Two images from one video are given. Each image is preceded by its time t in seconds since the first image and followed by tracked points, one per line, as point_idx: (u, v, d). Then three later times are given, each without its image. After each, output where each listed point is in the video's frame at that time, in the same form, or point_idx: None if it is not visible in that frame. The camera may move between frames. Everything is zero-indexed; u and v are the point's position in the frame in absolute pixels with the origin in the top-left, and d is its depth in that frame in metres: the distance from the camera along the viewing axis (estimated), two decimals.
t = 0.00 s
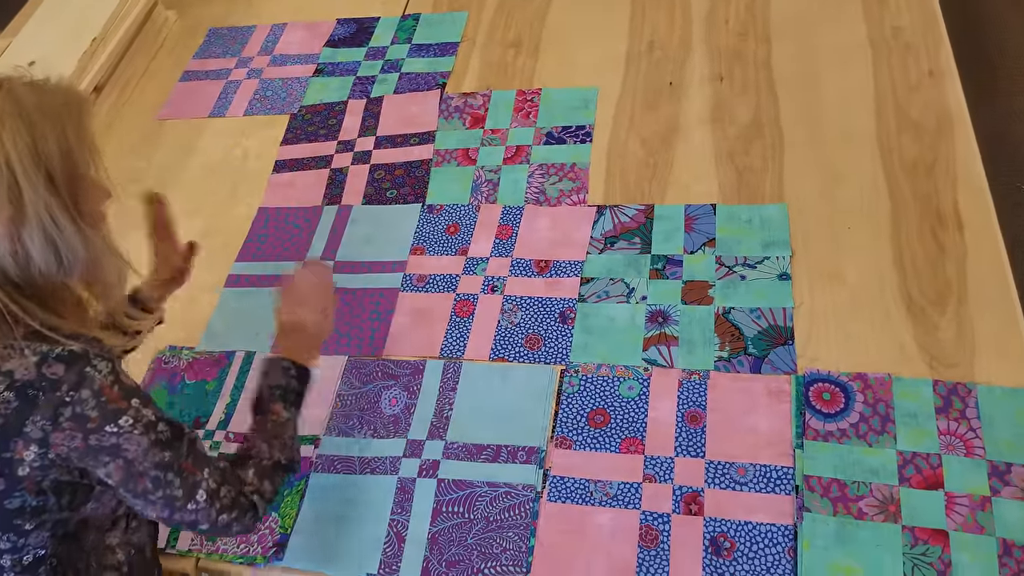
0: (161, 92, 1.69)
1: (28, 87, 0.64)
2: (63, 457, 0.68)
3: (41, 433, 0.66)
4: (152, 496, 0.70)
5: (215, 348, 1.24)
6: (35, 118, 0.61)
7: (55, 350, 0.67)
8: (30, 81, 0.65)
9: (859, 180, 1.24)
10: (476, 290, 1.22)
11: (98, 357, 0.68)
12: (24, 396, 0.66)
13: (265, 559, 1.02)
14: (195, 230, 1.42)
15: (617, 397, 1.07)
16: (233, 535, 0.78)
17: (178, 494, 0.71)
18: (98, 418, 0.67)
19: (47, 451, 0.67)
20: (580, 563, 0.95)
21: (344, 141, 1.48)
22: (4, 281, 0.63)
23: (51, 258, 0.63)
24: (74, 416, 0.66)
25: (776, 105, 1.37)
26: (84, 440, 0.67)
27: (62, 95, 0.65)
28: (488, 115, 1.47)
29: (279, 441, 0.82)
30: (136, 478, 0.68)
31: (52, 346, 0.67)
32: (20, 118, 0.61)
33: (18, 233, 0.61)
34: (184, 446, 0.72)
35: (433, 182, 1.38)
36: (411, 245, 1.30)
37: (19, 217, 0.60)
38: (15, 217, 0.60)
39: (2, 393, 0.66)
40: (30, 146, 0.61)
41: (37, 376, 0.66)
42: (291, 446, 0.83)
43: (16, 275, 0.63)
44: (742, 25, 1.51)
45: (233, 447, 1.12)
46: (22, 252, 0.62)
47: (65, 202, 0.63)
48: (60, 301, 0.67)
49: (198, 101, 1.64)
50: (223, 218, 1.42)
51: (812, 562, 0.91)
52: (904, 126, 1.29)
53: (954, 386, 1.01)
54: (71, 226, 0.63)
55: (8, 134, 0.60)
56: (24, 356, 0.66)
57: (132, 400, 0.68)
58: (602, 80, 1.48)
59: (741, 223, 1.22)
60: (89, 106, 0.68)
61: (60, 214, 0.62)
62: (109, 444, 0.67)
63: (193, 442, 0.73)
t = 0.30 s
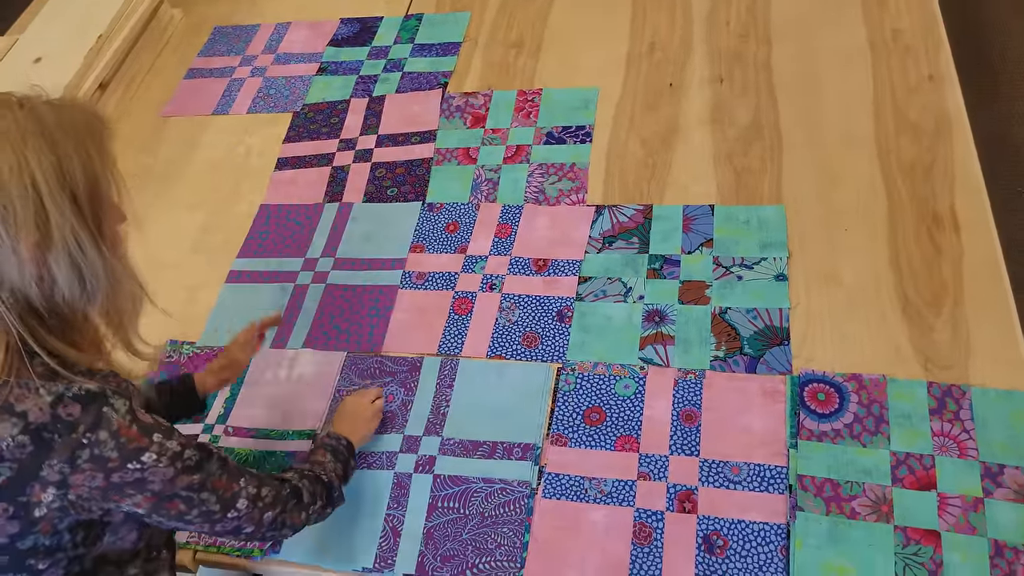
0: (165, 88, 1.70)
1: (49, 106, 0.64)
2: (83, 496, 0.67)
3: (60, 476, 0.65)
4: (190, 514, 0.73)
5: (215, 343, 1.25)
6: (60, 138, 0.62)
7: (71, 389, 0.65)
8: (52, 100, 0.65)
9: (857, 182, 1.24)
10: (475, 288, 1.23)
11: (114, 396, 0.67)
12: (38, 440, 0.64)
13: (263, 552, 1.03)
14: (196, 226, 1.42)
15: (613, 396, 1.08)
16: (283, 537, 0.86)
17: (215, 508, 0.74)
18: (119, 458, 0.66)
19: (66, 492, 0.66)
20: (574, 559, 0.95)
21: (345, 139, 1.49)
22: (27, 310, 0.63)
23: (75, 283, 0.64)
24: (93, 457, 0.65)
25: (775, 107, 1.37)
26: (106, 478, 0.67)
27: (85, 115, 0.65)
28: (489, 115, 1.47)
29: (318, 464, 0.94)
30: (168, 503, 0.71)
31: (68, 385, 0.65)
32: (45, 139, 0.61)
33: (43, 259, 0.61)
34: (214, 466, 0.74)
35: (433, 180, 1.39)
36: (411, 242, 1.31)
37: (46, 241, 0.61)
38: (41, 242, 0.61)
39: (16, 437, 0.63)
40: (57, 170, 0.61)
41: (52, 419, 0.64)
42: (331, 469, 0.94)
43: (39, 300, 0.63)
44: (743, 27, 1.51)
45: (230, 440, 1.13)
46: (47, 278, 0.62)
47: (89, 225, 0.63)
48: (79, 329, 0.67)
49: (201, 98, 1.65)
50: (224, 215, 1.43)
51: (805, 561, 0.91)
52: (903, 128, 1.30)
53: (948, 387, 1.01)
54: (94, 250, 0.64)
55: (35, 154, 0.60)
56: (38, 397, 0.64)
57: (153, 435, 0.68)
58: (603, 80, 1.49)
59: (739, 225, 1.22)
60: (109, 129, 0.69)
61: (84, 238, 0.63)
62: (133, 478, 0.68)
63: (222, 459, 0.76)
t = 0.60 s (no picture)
0: (168, 84, 1.71)
1: (66, 124, 0.65)
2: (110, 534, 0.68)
3: (88, 519, 0.66)
4: (210, 543, 0.73)
5: (216, 339, 1.26)
6: (85, 158, 0.62)
7: (101, 430, 0.65)
8: (68, 117, 0.66)
9: (856, 186, 1.25)
10: (474, 287, 1.23)
11: (145, 436, 0.67)
12: (69, 483, 0.64)
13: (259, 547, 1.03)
14: (198, 221, 1.43)
15: (610, 396, 1.08)
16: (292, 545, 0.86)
17: (233, 535, 0.75)
18: (150, 499, 0.67)
19: (94, 534, 0.67)
20: (569, 557, 0.96)
21: (348, 137, 1.50)
22: (63, 339, 0.64)
23: (111, 308, 0.65)
24: (125, 500, 0.66)
25: (776, 111, 1.38)
26: (135, 518, 0.68)
27: (104, 132, 0.66)
28: (491, 115, 1.48)
29: (329, 466, 0.94)
30: (189, 534, 0.72)
31: (98, 426, 0.65)
32: (70, 160, 0.62)
33: (78, 285, 0.62)
34: (236, 496, 0.74)
35: (434, 179, 1.40)
36: (411, 241, 1.32)
37: (81, 266, 0.62)
38: (76, 268, 0.62)
39: (44, 482, 0.63)
40: (87, 193, 0.62)
41: (83, 461, 0.64)
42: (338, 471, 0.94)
43: (73, 328, 0.64)
44: (746, 30, 1.52)
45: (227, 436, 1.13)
46: (83, 304, 0.63)
47: (121, 247, 0.64)
48: (112, 355, 0.68)
49: (205, 94, 1.66)
50: (226, 211, 1.44)
51: (799, 562, 0.92)
52: (903, 134, 1.30)
53: (943, 392, 1.02)
54: (127, 273, 0.65)
55: (64, 175, 0.61)
56: (67, 439, 0.64)
57: (185, 475, 0.69)
58: (605, 81, 1.50)
59: (738, 227, 1.23)
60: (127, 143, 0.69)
61: (117, 261, 0.64)
62: (162, 516, 0.69)
63: (246, 488, 0.76)
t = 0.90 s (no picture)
0: (173, 78, 1.70)
1: (93, 138, 0.63)
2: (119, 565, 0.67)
3: (99, 551, 0.64)
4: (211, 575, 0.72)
5: (216, 335, 1.25)
6: (114, 174, 0.61)
7: (119, 463, 0.63)
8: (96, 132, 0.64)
9: (861, 194, 1.25)
10: (476, 288, 1.23)
11: (163, 471, 0.65)
12: (82, 516, 0.62)
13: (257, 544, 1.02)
14: (201, 217, 1.43)
15: (610, 400, 1.08)
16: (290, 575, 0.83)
17: (236, 570, 0.72)
18: (162, 535, 0.65)
19: (104, 564, 0.66)
20: (566, 562, 0.95)
21: (352, 135, 1.50)
22: (90, 362, 0.62)
23: (139, 330, 0.63)
24: (137, 534, 0.64)
25: (781, 117, 1.37)
26: (146, 551, 0.66)
27: (131, 145, 0.64)
28: (495, 116, 1.48)
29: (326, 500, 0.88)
30: (194, 568, 0.70)
31: (118, 458, 0.63)
32: (100, 176, 0.60)
33: (107, 308, 0.61)
34: (246, 535, 0.72)
35: (437, 179, 1.39)
36: (413, 240, 1.31)
37: (109, 288, 0.60)
38: (104, 289, 0.60)
39: (58, 511, 0.62)
40: (116, 211, 0.60)
41: (99, 493, 0.62)
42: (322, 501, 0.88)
43: (100, 350, 0.62)
44: (752, 36, 1.52)
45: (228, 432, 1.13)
46: (112, 326, 0.62)
47: (149, 267, 0.63)
48: (140, 380, 0.66)
49: (210, 90, 1.65)
50: (229, 207, 1.43)
51: (797, 571, 0.91)
52: (908, 142, 1.30)
53: (945, 402, 1.01)
54: (156, 292, 0.63)
55: (93, 191, 0.59)
56: (85, 469, 0.62)
57: (201, 512, 0.67)
58: (610, 84, 1.50)
59: (742, 233, 1.22)
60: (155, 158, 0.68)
61: (145, 280, 0.62)
62: (172, 551, 0.67)
63: (258, 526, 0.73)
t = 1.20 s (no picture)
0: (185, 71, 1.69)
1: (96, 126, 0.59)
2: None
3: (89, 557, 0.61)
4: None
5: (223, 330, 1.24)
6: (124, 162, 0.58)
7: (123, 464, 0.61)
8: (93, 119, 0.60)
9: (875, 203, 1.24)
10: (484, 289, 1.22)
11: (166, 480, 0.63)
12: (78, 515, 0.60)
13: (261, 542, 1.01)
14: (211, 212, 1.42)
15: (619, 405, 1.07)
16: None
17: None
18: (151, 548, 0.63)
19: None
20: (572, 568, 0.94)
21: (363, 133, 1.49)
22: (115, 359, 0.60)
23: (165, 321, 0.61)
24: (128, 542, 0.62)
25: (796, 124, 1.36)
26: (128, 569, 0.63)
27: (133, 131, 0.61)
28: (507, 116, 1.47)
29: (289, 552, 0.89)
30: None
31: (124, 461, 0.61)
32: (111, 168, 0.57)
33: (131, 301, 0.58)
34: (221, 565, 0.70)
35: (447, 178, 1.39)
36: (422, 240, 1.31)
37: (133, 280, 0.58)
38: (127, 280, 0.58)
39: (56, 508, 0.59)
40: (128, 201, 0.58)
41: (99, 494, 0.60)
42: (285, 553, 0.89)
43: (126, 345, 0.60)
44: (768, 41, 1.51)
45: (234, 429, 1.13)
46: (138, 319, 0.59)
47: (167, 257, 0.60)
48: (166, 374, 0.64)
49: (221, 84, 1.64)
50: (238, 203, 1.43)
51: None
52: (924, 152, 1.29)
53: (957, 415, 1.01)
54: (176, 280, 0.61)
55: (104, 181, 0.57)
56: (88, 467, 0.60)
57: (192, 531, 0.65)
58: (623, 86, 1.49)
59: (754, 240, 1.21)
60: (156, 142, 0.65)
61: (165, 270, 0.60)
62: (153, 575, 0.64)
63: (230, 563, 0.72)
